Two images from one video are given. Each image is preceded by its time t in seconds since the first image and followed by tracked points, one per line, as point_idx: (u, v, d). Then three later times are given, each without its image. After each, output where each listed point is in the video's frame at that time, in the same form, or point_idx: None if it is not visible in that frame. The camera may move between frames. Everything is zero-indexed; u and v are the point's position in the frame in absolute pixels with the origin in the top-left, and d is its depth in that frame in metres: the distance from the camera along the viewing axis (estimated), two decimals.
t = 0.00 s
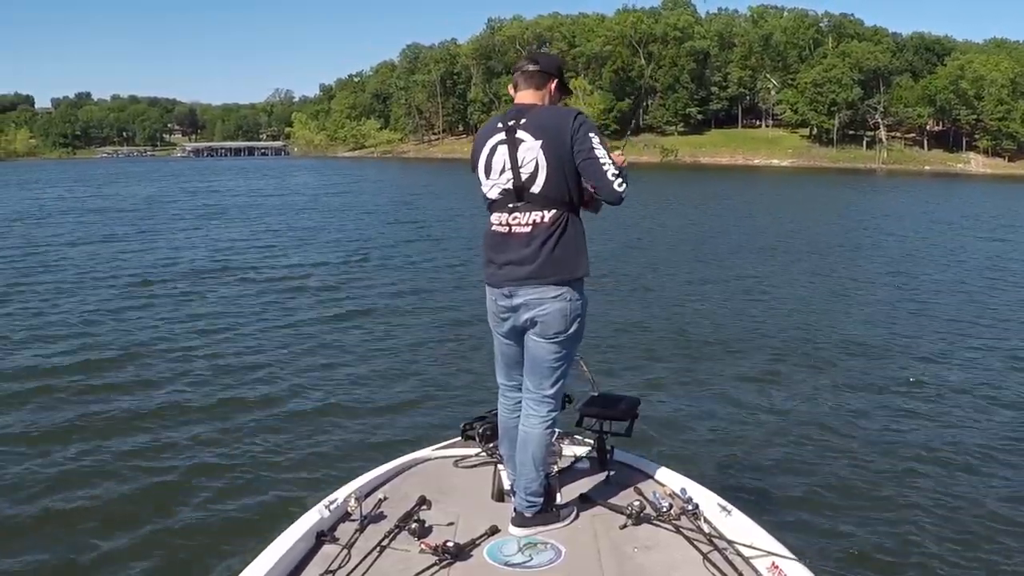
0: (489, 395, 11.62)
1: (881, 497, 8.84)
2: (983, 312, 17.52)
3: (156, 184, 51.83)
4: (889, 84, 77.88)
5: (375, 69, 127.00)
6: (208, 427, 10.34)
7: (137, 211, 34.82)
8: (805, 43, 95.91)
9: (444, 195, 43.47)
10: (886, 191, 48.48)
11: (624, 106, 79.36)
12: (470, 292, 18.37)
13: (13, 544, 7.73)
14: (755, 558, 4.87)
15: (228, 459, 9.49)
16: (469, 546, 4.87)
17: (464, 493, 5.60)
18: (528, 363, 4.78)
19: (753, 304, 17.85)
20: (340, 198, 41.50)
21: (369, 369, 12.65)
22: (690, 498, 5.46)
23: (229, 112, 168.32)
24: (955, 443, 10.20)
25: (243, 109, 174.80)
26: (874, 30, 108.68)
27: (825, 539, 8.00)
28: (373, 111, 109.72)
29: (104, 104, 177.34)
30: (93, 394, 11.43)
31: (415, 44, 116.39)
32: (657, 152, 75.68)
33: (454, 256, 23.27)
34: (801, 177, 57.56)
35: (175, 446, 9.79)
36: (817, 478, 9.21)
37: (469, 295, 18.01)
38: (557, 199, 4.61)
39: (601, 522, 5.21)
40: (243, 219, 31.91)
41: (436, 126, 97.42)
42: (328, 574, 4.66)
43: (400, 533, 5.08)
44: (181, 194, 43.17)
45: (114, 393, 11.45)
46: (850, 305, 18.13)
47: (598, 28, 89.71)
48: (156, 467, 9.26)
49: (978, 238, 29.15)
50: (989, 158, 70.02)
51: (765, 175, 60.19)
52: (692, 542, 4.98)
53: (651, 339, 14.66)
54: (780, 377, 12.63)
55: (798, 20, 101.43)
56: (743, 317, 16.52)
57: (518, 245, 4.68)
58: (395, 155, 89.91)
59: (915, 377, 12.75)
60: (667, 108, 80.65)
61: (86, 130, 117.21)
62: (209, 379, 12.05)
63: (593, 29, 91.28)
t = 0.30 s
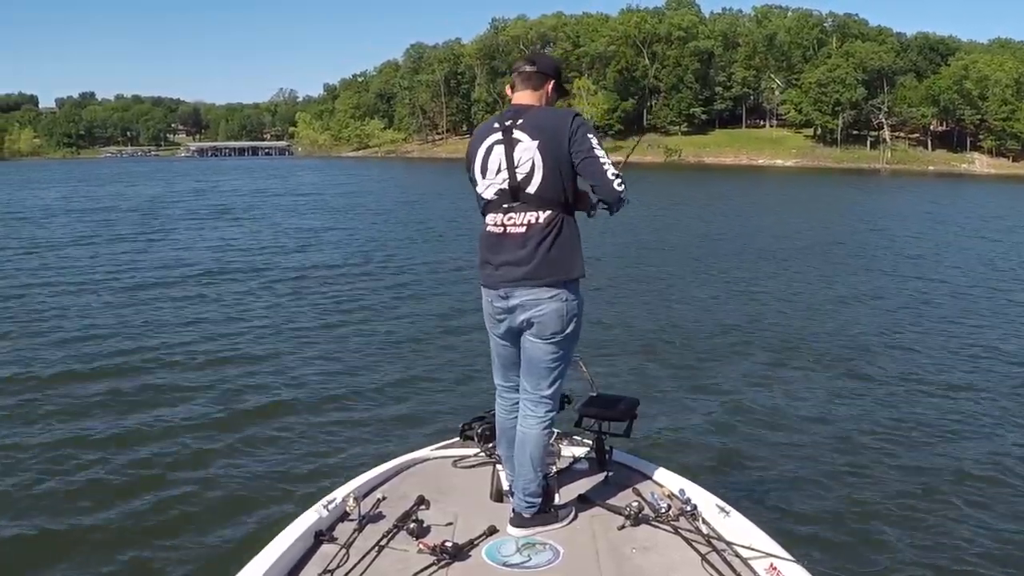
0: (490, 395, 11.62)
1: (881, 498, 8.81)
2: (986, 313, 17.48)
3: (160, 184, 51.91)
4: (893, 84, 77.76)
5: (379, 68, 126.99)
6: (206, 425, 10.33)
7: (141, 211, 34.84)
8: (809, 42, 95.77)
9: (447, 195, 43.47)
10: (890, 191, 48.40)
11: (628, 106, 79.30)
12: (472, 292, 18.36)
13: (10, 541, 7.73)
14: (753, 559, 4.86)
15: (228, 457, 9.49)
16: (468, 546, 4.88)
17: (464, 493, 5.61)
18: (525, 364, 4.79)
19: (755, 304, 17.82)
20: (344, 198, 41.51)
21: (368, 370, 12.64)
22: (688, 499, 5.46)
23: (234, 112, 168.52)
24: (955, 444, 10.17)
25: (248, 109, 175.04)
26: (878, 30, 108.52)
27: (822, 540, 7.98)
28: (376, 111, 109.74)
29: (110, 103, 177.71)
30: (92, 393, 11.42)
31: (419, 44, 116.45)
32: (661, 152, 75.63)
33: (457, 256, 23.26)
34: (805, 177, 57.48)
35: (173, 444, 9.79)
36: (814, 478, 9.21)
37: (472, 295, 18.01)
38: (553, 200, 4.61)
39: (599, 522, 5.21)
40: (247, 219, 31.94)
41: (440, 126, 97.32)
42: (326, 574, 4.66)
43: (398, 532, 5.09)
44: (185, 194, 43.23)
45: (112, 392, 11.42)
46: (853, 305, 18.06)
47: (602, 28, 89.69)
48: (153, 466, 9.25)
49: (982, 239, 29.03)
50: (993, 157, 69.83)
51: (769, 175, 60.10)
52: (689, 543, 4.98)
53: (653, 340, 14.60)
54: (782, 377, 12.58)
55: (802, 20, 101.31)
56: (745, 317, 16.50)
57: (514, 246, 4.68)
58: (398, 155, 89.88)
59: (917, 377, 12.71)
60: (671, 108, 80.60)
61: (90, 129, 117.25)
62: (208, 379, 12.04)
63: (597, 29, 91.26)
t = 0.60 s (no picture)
0: (490, 395, 11.64)
1: (879, 497, 8.81)
2: (989, 312, 17.45)
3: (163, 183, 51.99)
4: (897, 83, 77.66)
5: (383, 68, 127.09)
6: (207, 424, 10.35)
7: (145, 210, 34.88)
8: (813, 42, 95.65)
9: (451, 194, 43.48)
10: (893, 191, 48.23)
11: (632, 105, 79.28)
12: (474, 291, 18.38)
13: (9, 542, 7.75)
14: (753, 559, 4.86)
15: (228, 458, 9.50)
16: (468, 546, 4.88)
17: (465, 493, 5.62)
18: (524, 363, 4.79)
19: (758, 303, 17.81)
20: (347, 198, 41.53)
21: (368, 369, 12.65)
22: (688, 498, 5.48)
23: (238, 111, 168.64)
24: (955, 443, 10.16)
25: (252, 109, 175.14)
26: (882, 29, 108.40)
27: (820, 539, 7.98)
28: (380, 111, 109.76)
29: (114, 102, 178.00)
30: (92, 392, 11.42)
31: (423, 43, 116.53)
32: (664, 152, 75.59)
33: (459, 255, 23.28)
34: (809, 176, 57.41)
35: (174, 445, 9.80)
36: (814, 478, 9.20)
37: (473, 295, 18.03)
38: (550, 200, 4.62)
39: (599, 522, 5.22)
40: (250, 218, 31.97)
41: (444, 126, 97.29)
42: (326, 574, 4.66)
43: (398, 532, 5.10)
44: (188, 194, 43.28)
45: (112, 392, 11.43)
46: (854, 304, 18.04)
47: (606, 27, 89.75)
48: (154, 467, 9.27)
49: (985, 238, 28.98)
50: (997, 157, 69.58)
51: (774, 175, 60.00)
52: (689, 543, 4.98)
53: (654, 340, 14.59)
54: (782, 377, 12.58)
55: (805, 19, 101.23)
56: (747, 317, 16.50)
57: (510, 246, 4.69)
58: (402, 155, 89.87)
59: (918, 377, 12.70)
60: (674, 107, 80.51)
61: (93, 129, 117.39)
62: (208, 379, 12.05)
63: (601, 28, 91.24)
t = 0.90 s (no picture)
0: (493, 396, 11.65)
1: (882, 497, 8.80)
2: (993, 313, 17.44)
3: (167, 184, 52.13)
4: (901, 85, 77.66)
5: (387, 69, 127.27)
6: (211, 426, 10.38)
7: (150, 211, 34.94)
8: (817, 43, 95.60)
9: (455, 195, 43.53)
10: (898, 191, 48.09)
11: (636, 106, 79.31)
12: (477, 292, 18.39)
13: (10, 544, 7.78)
14: (755, 558, 4.86)
15: (228, 461, 9.52)
16: (469, 546, 4.89)
17: (465, 493, 5.63)
18: (527, 363, 4.80)
19: (762, 304, 17.80)
20: (351, 199, 41.58)
21: (368, 371, 12.67)
22: (689, 497, 5.48)
23: (243, 111, 168.88)
24: (955, 445, 10.15)
25: (258, 109, 175.53)
26: (886, 31, 108.37)
27: (819, 540, 7.97)
28: (385, 112, 109.83)
29: (119, 103, 178.40)
30: (96, 394, 11.45)
31: (427, 44, 116.71)
32: (669, 153, 75.60)
33: (463, 256, 23.30)
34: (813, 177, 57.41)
35: (177, 447, 9.83)
36: (813, 479, 9.19)
37: (476, 296, 18.05)
38: (551, 200, 4.63)
39: (600, 522, 5.22)
40: (254, 219, 32.03)
41: (448, 127, 97.37)
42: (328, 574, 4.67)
43: (400, 533, 5.10)
44: (192, 194, 43.39)
45: (113, 394, 11.45)
46: (856, 305, 18.00)
47: (610, 29, 90.02)
48: (156, 468, 9.30)
49: (988, 239, 28.92)
50: (1002, 158, 69.36)
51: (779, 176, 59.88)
52: (691, 542, 4.99)
53: (654, 341, 14.57)
54: (784, 378, 12.57)
55: (810, 21, 101.27)
56: (750, 318, 16.50)
57: (512, 246, 4.70)
58: (406, 156, 89.93)
59: (922, 378, 12.69)
60: (679, 108, 80.46)
61: (98, 130, 117.62)
62: (206, 381, 12.03)
63: (605, 30, 91.30)
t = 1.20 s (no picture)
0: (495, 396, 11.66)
1: (883, 498, 8.79)
2: (997, 315, 17.39)
3: (171, 184, 52.23)
4: (905, 85, 77.55)
5: (392, 69, 127.50)
6: (213, 426, 10.39)
7: (154, 211, 35.01)
8: (822, 43, 95.53)
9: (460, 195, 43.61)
10: (903, 193, 48.07)
11: (640, 106, 79.32)
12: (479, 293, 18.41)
13: (11, 543, 7.79)
14: (756, 558, 4.87)
15: (228, 460, 9.53)
16: (471, 546, 4.90)
17: (467, 493, 5.64)
18: (530, 363, 4.80)
19: (765, 305, 17.79)
20: (356, 198, 41.61)
21: (369, 371, 12.67)
22: (691, 497, 5.49)
23: (248, 111, 169.21)
24: (956, 446, 10.13)
25: (263, 109, 175.87)
26: (891, 32, 108.25)
27: (818, 541, 7.96)
28: (389, 112, 109.91)
29: (125, 103, 178.83)
30: (98, 393, 11.45)
31: (432, 44, 116.80)
32: (673, 153, 75.61)
33: (467, 256, 23.31)
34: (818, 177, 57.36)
35: (180, 446, 9.84)
36: (813, 480, 9.17)
37: (479, 296, 18.06)
38: (556, 199, 4.63)
39: (602, 521, 5.23)
40: (258, 219, 32.06)
41: (453, 127, 97.46)
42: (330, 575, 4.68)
43: (402, 533, 5.11)
44: (196, 194, 43.48)
45: (112, 393, 11.47)
46: (858, 306, 17.97)
47: (615, 29, 90.17)
48: (155, 467, 9.31)
49: (991, 240, 28.85)
50: (1007, 159, 69.18)
51: (783, 176, 59.79)
52: (692, 541, 4.99)
53: (655, 342, 14.55)
54: (786, 378, 12.57)
55: (814, 21, 101.19)
56: (753, 318, 16.50)
57: (517, 246, 4.71)
58: (411, 156, 90.00)
59: (925, 379, 12.67)
60: (683, 109, 80.42)
61: (102, 130, 117.77)
62: (205, 380, 12.03)
63: (610, 31, 91.30)
